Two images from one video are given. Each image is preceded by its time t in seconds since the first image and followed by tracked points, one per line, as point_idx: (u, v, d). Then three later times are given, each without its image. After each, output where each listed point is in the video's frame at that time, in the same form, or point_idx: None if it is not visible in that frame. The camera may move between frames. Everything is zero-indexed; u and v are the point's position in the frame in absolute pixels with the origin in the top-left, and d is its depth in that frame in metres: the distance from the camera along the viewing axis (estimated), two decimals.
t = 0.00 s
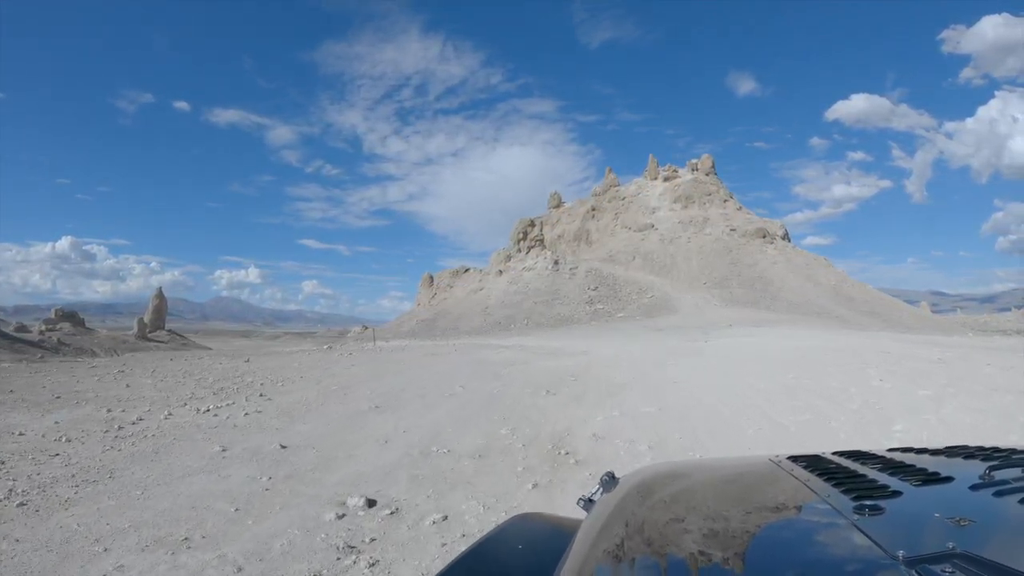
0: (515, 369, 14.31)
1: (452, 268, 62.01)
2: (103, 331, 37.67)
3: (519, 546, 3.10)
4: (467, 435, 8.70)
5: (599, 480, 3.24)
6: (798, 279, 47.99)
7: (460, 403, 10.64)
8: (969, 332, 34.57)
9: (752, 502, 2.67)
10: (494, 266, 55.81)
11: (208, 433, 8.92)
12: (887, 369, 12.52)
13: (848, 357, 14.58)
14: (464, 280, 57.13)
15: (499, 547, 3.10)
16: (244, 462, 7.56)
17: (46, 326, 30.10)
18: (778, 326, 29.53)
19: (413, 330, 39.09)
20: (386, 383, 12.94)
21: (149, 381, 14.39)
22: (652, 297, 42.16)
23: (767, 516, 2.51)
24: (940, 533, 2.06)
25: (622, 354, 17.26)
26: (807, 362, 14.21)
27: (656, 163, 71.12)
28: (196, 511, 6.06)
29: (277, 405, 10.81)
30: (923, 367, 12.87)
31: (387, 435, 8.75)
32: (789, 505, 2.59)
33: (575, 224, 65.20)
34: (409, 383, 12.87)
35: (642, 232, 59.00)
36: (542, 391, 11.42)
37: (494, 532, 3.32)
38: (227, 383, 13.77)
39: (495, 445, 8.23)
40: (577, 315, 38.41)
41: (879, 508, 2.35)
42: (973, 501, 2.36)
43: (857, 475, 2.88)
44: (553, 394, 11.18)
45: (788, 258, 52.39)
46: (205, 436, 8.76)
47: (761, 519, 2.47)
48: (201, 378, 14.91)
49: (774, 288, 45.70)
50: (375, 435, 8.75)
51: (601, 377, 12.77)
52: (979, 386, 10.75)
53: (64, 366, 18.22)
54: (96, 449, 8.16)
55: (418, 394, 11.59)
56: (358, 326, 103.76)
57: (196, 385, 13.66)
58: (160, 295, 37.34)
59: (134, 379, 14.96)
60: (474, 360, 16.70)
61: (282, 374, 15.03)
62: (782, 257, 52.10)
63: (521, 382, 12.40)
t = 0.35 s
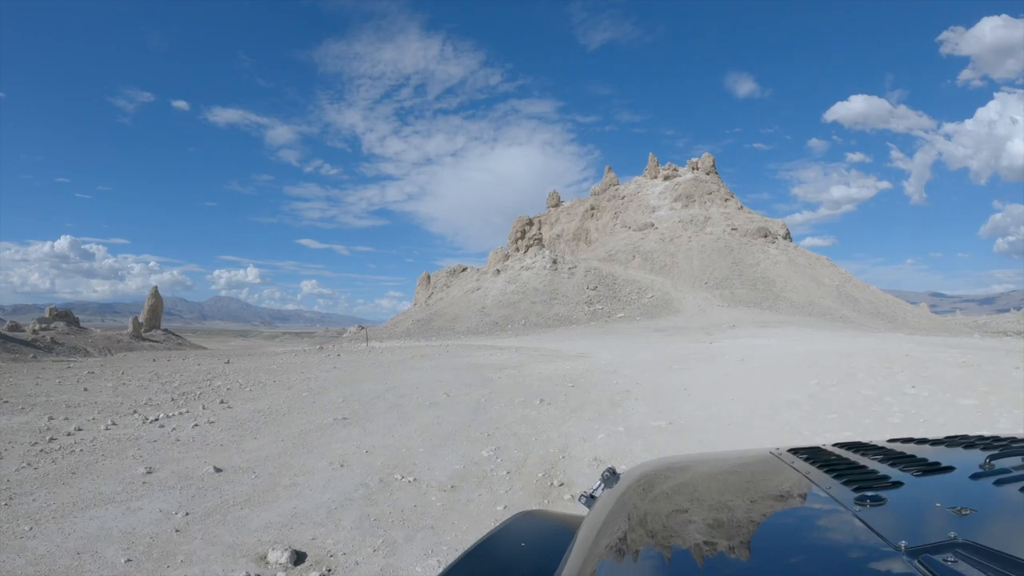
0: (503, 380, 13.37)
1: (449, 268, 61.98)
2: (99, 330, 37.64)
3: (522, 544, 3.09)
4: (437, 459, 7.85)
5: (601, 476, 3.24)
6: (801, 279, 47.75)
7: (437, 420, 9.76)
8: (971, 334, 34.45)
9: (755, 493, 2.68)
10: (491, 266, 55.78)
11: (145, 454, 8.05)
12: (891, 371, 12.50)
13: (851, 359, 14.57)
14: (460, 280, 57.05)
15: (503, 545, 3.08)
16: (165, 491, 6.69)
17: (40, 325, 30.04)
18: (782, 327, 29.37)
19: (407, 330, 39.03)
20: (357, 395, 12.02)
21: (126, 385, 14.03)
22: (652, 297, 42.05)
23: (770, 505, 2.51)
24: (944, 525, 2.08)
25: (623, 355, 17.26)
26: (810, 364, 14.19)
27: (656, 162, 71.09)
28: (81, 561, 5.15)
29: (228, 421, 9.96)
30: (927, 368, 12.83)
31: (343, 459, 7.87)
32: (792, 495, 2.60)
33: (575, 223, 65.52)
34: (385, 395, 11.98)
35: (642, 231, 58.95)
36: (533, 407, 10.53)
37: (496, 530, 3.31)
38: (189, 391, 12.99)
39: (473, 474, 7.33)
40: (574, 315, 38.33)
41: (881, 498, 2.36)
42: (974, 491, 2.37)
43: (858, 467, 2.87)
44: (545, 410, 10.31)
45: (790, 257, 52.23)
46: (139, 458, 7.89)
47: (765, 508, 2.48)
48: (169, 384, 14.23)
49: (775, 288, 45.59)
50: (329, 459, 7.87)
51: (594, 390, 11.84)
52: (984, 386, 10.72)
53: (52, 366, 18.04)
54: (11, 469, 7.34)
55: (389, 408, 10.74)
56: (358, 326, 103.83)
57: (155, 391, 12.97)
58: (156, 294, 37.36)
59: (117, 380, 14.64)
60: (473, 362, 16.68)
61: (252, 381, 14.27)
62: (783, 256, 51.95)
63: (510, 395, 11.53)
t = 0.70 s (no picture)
0: (490, 388, 12.13)
1: (444, 267, 61.92)
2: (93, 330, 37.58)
3: (525, 543, 3.09)
4: (381, 503, 6.58)
5: (602, 475, 3.24)
6: (800, 279, 47.78)
7: (400, 442, 8.50)
8: (970, 335, 34.50)
9: (757, 486, 2.68)
10: (487, 265, 55.75)
11: (40, 482, 6.99)
12: (896, 374, 12.51)
13: (855, 361, 14.59)
14: (456, 280, 56.99)
15: (507, 545, 3.08)
16: (36, 539, 5.62)
17: (31, 325, 29.99)
18: (785, 329, 29.36)
19: (401, 331, 38.96)
20: (318, 405, 10.82)
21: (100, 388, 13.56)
22: (652, 297, 42.04)
23: (773, 499, 2.52)
24: (946, 517, 2.09)
25: (622, 357, 17.33)
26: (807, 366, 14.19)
27: (655, 161, 71.14)
28: None
29: (156, 437, 8.87)
30: (932, 371, 12.84)
31: (272, 498, 6.65)
32: (794, 488, 2.61)
33: (573, 223, 65.78)
34: (348, 406, 10.75)
35: (642, 231, 58.99)
36: (522, 420, 9.38)
37: (498, 531, 3.31)
38: (139, 398, 11.98)
39: (430, 529, 6.02)
40: (572, 316, 38.32)
41: (883, 492, 2.36)
42: (975, 483, 2.38)
43: (860, 460, 2.88)
44: (545, 415, 9.64)
45: (791, 257, 52.25)
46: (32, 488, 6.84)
47: (769, 502, 2.49)
48: (127, 389, 13.37)
49: (776, 288, 45.52)
50: (254, 497, 6.66)
51: (592, 400, 10.68)
52: (988, 389, 10.75)
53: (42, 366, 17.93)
54: None
55: (346, 423, 9.55)
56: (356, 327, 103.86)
57: (102, 399, 11.96)
58: (150, 293, 37.33)
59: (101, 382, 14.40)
60: (473, 364, 16.73)
61: (212, 387, 13.24)
62: (784, 256, 51.97)
63: (496, 406, 10.32)
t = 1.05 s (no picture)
0: (463, 403, 10.94)
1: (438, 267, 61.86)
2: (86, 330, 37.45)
3: (527, 542, 3.10)
4: (299, 567, 4.98)
5: (605, 476, 3.25)
6: (796, 279, 47.87)
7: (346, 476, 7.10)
8: (967, 336, 34.55)
9: (755, 490, 2.69)
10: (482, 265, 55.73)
11: None
12: (897, 378, 12.52)
13: (856, 365, 14.57)
14: (450, 280, 56.87)
15: (510, 543, 3.09)
16: None
17: (22, 324, 29.84)
18: (786, 330, 29.31)
19: (393, 332, 38.89)
20: (263, 424, 9.54)
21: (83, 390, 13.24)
22: (650, 298, 42.00)
23: (771, 503, 2.52)
24: (948, 523, 2.09)
25: (618, 361, 17.37)
26: (802, 370, 14.23)
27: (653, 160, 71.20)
28: None
29: (61, 463, 7.47)
30: (933, 375, 12.84)
31: (157, 552, 5.16)
32: (792, 492, 2.62)
33: (569, 223, 66.10)
34: (299, 425, 9.48)
35: (640, 230, 58.97)
36: (524, 425, 9.41)
37: (500, 529, 3.33)
38: (76, 409, 10.81)
39: None
40: (567, 317, 38.29)
41: (884, 496, 2.37)
42: (978, 489, 2.38)
43: (863, 465, 2.88)
44: (546, 418, 9.72)
45: (790, 258, 52.23)
46: None
47: (766, 506, 2.49)
48: (72, 397, 12.29)
49: (777, 289, 45.48)
50: (134, 552, 5.16)
51: (585, 420, 9.58)
52: (990, 393, 10.75)
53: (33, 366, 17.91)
54: None
55: (290, 448, 8.23)
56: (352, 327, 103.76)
57: (36, 409, 10.82)
58: (143, 293, 37.21)
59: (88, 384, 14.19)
60: (470, 366, 16.73)
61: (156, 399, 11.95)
62: (783, 256, 51.95)
63: (469, 427, 9.23)
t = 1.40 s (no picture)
0: (426, 421, 9.96)
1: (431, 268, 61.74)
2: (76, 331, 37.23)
3: (536, 544, 3.08)
4: None
5: (615, 476, 3.24)
6: (794, 280, 47.99)
7: (267, 519, 5.97)
8: (966, 338, 34.64)
9: (758, 490, 2.68)
10: (476, 264, 55.71)
11: None
12: (897, 381, 12.55)
13: (856, 368, 14.60)
14: (442, 280, 56.71)
15: (518, 545, 3.08)
16: None
17: (11, 324, 29.65)
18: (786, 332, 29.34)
19: (382, 332, 38.83)
20: (200, 436, 9.03)
21: (63, 392, 12.98)
22: (646, 299, 42.01)
23: (773, 502, 2.51)
24: (958, 521, 2.07)
25: (614, 365, 17.37)
26: (801, 373, 14.27)
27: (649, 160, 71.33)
28: None
29: None
30: (932, 377, 12.88)
31: None
32: (794, 491, 2.61)
33: (564, 222, 66.07)
34: (239, 437, 8.93)
35: (636, 229, 59.04)
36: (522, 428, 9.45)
37: (509, 530, 3.32)
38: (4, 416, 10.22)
39: None
40: (561, 317, 38.29)
41: (895, 494, 2.35)
42: (988, 487, 2.36)
43: (872, 463, 2.88)
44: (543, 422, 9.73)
45: (788, 258, 52.31)
46: None
47: (767, 505, 2.48)
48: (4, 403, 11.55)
49: (775, 290, 45.54)
50: None
51: (569, 439, 8.65)
52: (990, 395, 10.77)
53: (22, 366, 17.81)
54: None
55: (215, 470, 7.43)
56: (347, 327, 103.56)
57: None
58: (134, 293, 37.04)
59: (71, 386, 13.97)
60: (466, 369, 16.72)
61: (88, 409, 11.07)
62: (781, 257, 52.05)
63: (430, 449, 8.26)
